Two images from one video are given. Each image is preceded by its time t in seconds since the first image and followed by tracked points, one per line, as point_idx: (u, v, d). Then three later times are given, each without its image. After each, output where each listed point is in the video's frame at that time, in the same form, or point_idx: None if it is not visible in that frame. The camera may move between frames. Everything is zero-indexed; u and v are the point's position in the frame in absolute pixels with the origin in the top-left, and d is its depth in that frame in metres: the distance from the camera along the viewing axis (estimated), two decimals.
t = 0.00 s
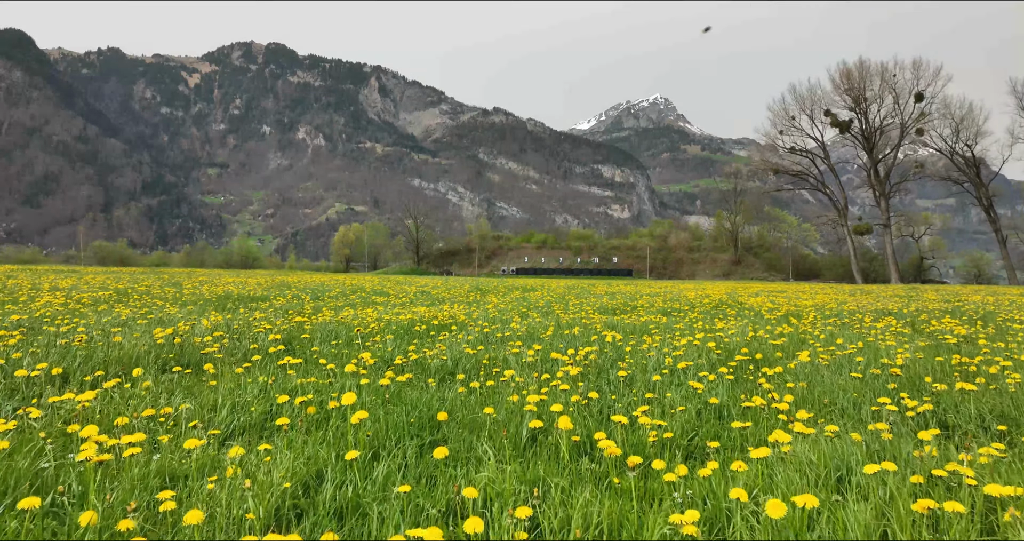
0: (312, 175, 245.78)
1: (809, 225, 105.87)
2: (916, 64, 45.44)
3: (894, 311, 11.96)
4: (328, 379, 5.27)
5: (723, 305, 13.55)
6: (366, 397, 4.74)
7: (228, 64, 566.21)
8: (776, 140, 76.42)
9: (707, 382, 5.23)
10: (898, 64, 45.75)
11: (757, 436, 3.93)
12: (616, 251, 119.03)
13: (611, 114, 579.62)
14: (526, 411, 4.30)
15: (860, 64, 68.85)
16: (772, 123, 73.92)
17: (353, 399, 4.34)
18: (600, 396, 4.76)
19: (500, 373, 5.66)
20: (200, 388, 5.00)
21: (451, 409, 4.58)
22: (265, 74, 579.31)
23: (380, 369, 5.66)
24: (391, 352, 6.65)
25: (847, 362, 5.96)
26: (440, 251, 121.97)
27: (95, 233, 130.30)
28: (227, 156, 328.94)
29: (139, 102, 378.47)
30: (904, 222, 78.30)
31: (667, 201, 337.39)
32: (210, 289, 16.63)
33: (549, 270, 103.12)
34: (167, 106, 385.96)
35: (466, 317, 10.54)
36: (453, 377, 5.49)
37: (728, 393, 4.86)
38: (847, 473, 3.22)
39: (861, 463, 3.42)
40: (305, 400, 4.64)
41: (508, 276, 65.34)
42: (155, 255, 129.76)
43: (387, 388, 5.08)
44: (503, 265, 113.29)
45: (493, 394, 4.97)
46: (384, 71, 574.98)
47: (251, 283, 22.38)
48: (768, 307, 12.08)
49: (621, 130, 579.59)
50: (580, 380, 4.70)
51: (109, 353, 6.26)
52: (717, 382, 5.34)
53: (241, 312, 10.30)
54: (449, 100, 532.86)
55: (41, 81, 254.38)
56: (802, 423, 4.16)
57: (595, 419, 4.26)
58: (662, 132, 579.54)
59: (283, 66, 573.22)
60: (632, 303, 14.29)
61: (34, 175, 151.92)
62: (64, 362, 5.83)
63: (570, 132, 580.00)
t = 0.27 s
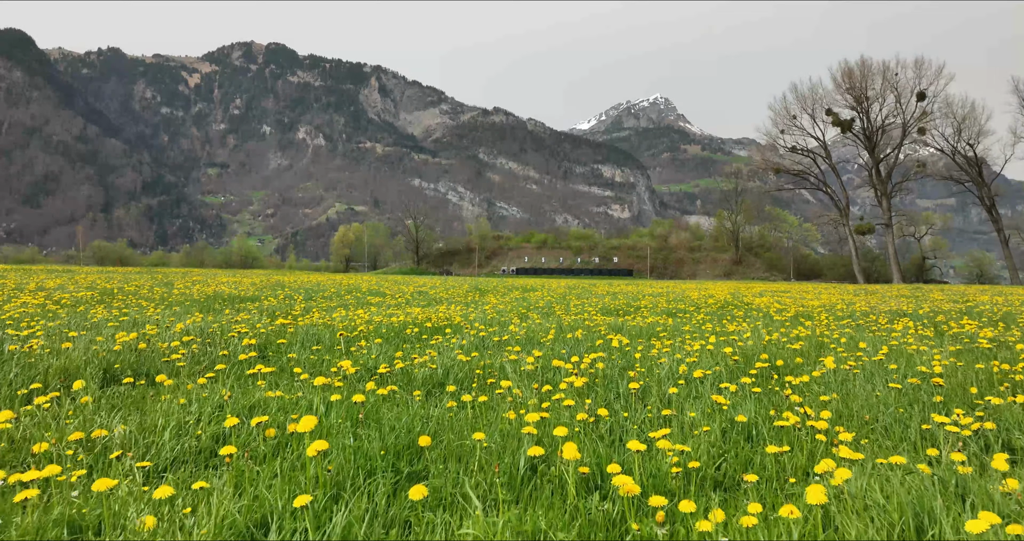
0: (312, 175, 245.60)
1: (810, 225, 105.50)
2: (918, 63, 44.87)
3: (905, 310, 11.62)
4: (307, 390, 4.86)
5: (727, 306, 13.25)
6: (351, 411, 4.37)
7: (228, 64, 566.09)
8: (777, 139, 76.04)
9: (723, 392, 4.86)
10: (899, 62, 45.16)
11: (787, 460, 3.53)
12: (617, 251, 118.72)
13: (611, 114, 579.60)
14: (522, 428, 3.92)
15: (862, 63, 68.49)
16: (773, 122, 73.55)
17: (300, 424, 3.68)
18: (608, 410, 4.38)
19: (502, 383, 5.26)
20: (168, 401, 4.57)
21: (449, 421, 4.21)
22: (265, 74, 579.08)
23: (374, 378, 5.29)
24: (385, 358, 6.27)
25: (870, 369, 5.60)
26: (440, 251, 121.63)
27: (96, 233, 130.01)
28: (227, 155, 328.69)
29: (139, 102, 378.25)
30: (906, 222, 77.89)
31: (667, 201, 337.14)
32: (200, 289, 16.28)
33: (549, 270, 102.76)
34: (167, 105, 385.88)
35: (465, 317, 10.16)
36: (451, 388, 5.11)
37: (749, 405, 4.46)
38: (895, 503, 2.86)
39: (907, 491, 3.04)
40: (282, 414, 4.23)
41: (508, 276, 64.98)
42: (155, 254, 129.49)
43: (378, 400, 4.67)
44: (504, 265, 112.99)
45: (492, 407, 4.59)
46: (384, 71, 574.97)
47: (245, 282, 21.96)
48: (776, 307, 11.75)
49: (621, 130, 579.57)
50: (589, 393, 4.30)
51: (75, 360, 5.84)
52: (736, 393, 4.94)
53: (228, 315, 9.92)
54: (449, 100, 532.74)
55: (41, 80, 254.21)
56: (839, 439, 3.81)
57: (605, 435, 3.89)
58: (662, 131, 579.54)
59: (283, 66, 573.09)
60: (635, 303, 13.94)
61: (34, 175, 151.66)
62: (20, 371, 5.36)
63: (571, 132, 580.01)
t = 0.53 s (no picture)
0: (312, 175, 245.39)
1: (811, 224, 105.01)
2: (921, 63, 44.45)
3: (918, 311, 11.30)
4: (272, 405, 4.28)
5: (731, 307, 12.93)
6: (326, 431, 3.96)
7: (228, 65, 566.22)
8: (778, 139, 75.72)
9: (738, 406, 4.48)
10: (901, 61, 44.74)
11: (827, 490, 3.12)
12: (617, 251, 118.34)
13: (611, 114, 579.68)
14: (522, 450, 3.54)
15: (863, 62, 68.17)
16: (774, 121, 73.11)
17: (240, 462, 2.97)
18: (616, 428, 3.98)
19: (498, 395, 4.90)
20: (114, 418, 4.05)
21: (441, 443, 3.81)
22: (265, 74, 579.14)
23: (359, 391, 4.90)
24: (374, 367, 5.91)
25: (895, 379, 5.22)
26: (440, 251, 121.30)
27: (95, 233, 129.57)
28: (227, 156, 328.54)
29: (140, 103, 378.58)
30: (907, 221, 77.55)
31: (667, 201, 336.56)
32: (189, 289, 15.89)
33: (550, 270, 102.31)
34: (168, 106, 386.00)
35: (461, 319, 9.77)
36: (442, 401, 4.70)
37: (767, 424, 4.09)
38: None
39: None
40: (253, 432, 3.81)
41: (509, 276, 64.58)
42: (155, 254, 129.20)
43: (364, 417, 4.28)
44: (503, 265, 112.67)
45: (487, 425, 4.19)
46: (384, 71, 574.78)
47: (238, 282, 21.52)
48: (782, 309, 11.42)
49: (621, 130, 579.62)
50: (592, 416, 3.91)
51: (23, 366, 5.33)
52: (754, 406, 4.57)
53: (214, 317, 9.53)
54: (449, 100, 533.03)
55: (42, 80, 254.17)
56: (880, 460, 3.47)
57: (613, 461, 3.50)
58: (662, 131, 579.59)
59: (283, 66, 573.11)
60: (637, 304, 13.59)
61: (34, 175, 151.17)
62: None
63: (571, 132, 579.91)
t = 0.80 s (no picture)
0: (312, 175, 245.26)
1: (812, 224, 104.62)
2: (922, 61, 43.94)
3: (933, 313, 10.85)
4: (233, 432, 3.79)
5: (736, 306, 12.67)
6: (308, 450, 3.66)
7: (228, 65, 566.28)
8: (779, 138, 75.30)
9: (757, 417, 4.18)
10: (904, 61, 44.43)
11: None
12: (617, 251, 118.04)
13: (611, 114, 579.65)
14: (520, 470, 3.26)
15: (865, 61, 67.85)
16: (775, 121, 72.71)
17: (176, 499, 2.64)
18: (622, 444, 3.70)
19: (498, 404, 4.59)
20: (48, 444, 3.55)
21: (437, 463, 3.52)
22: (265, 74, 579.04)
23: (350, 400, 4.58)
24: (368, 374, 5.62)
25: (920, 384, 4.91)
26: (440, 251, 121.02)
27: (95, 233, 129.16)
28: (227, 155, 328.26)
29: (140, 103, 378.56)
30: (909, 221, 77.16)
31: (667, 201, 336.23)
32: (179, 290, 15.51)
33: (550, 270, 101.90)
34: (167, 106, 385.90)
35: (459, 320, 9.48)
36: (435, 413, 4.41)
37: (787, 439, 3.80)
38: None
39: None
40: (228, 445, 3.54)
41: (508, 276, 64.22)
42: (155, 254, 128.94)
43: (352, 430, 3.98)
44: (503, 265, 112.39)
45: (477, 448, 3.75)
46: (385, 71, 574.60)
47: (232, 282, 21.20)
48: (789, 310, 11.16)
49: (621, 130, 579.59)
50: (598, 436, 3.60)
51: None
52: (772, 419, 4.27)
53: (202, 318, 9.23)
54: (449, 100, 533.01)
55: (42, 80, 253.99)
56: (918, 478, 3.18)
57: (622, 482, 3.23)
58: (662, 131, 579.57)
59: (283, 66, 573.15)
60: (639, 304, 13.30)
61: (33, 175, 150.82)
62: None
63: (571, 132, 579.75)
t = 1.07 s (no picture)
0: (312, 175, 245.06)
1: (813, 224, 104.12)
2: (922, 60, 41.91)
3: (957, 316, 10.20)
4: (174, 462, 3.13)
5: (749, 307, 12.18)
6: (278, 473, 3.16)
7: (228, 65, 566.51)
8: (780, 137, 74.80)
9: (797, 422, 3.69)
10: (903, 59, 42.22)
11: None
12: (618, 251, 117.60)
13: (611, 114, 579.60)
14: (526, 497, 2.74)
15: (866, 59, 67.45)
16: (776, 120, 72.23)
17: (126, 515, 2.33)
18: (643, 464, 3.18)
19: (498, 411, 4.11)
20: None
21: (438, 478, 3.08)
22: (265, 74, 578.87)
23: (335, 408, 4.16)
24: (353, 375, 5.19)
25: (966, 394, 4.48)
26: (439, 251, 120.71)
27: (95, 233, 128.84)
28: (227, 155, 328.20)
29: (140, 103, 378.82)
30: (911, 221, 76.63)
31: (667, 201, 335.88)
32: (167, 290, 14.94)
33: (550, 270, 101.45)
34: (168, 106, 385.99)
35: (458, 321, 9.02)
36: (427, 425, 3.91)
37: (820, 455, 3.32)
38: None
39: None
40: (198, 466, 3.10)
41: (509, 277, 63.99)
42: (154, 254, 128.74)
43: (335, 437, 3.46)
44: (503, 265, 112.05)
45: (463, 488, 3.04)
46: (385, 70, 574.42)
47: (226, 282, 20.80)
48: (801, 311, 10.67)
49: (621, 130, 579.50)
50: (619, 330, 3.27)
51: None
52: (809, 430, 3.80)
53: (186, 319, 8.82)
54: (449, 101, 532.83)
55: (42, 80, 254.00)
56: (1018, 536, 2.50)
57: (641, 536, 2.54)
58: (662, 131, 579.47)
59: (283, 66, 573.32)
60: (645, 305, 12.88)
61: (34, 175, 150.49)
62: None
63: (571, 131, 579.90)
